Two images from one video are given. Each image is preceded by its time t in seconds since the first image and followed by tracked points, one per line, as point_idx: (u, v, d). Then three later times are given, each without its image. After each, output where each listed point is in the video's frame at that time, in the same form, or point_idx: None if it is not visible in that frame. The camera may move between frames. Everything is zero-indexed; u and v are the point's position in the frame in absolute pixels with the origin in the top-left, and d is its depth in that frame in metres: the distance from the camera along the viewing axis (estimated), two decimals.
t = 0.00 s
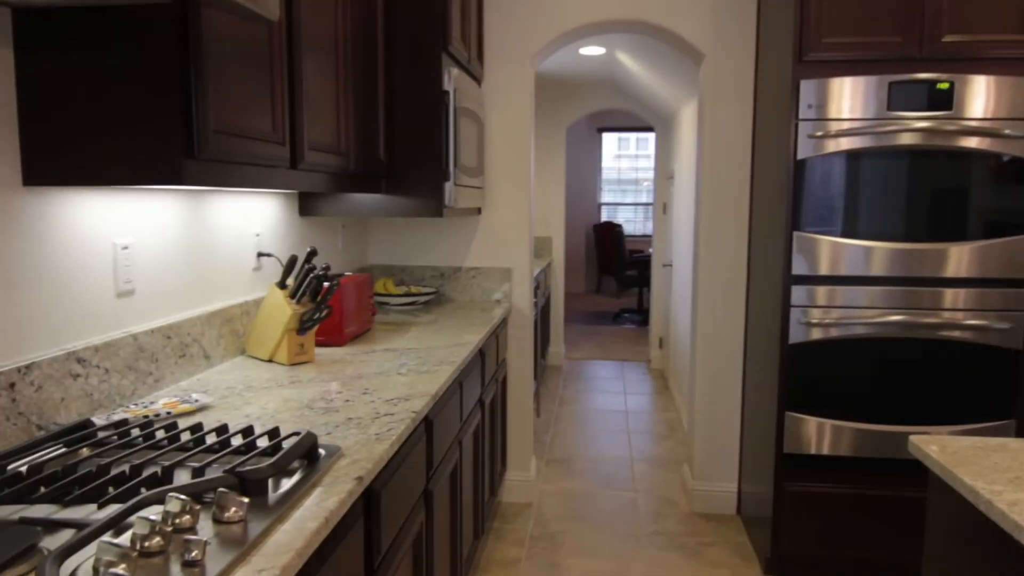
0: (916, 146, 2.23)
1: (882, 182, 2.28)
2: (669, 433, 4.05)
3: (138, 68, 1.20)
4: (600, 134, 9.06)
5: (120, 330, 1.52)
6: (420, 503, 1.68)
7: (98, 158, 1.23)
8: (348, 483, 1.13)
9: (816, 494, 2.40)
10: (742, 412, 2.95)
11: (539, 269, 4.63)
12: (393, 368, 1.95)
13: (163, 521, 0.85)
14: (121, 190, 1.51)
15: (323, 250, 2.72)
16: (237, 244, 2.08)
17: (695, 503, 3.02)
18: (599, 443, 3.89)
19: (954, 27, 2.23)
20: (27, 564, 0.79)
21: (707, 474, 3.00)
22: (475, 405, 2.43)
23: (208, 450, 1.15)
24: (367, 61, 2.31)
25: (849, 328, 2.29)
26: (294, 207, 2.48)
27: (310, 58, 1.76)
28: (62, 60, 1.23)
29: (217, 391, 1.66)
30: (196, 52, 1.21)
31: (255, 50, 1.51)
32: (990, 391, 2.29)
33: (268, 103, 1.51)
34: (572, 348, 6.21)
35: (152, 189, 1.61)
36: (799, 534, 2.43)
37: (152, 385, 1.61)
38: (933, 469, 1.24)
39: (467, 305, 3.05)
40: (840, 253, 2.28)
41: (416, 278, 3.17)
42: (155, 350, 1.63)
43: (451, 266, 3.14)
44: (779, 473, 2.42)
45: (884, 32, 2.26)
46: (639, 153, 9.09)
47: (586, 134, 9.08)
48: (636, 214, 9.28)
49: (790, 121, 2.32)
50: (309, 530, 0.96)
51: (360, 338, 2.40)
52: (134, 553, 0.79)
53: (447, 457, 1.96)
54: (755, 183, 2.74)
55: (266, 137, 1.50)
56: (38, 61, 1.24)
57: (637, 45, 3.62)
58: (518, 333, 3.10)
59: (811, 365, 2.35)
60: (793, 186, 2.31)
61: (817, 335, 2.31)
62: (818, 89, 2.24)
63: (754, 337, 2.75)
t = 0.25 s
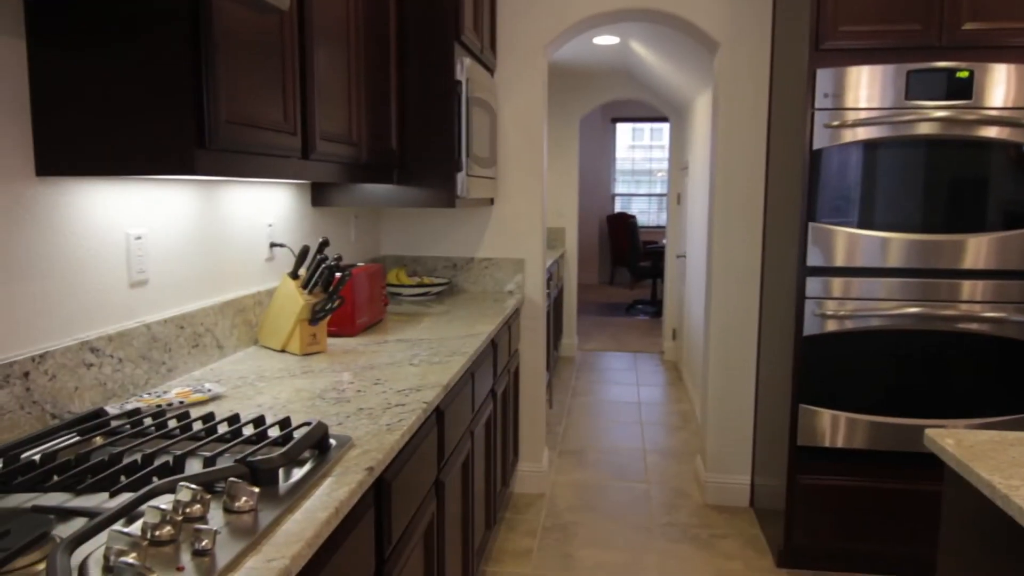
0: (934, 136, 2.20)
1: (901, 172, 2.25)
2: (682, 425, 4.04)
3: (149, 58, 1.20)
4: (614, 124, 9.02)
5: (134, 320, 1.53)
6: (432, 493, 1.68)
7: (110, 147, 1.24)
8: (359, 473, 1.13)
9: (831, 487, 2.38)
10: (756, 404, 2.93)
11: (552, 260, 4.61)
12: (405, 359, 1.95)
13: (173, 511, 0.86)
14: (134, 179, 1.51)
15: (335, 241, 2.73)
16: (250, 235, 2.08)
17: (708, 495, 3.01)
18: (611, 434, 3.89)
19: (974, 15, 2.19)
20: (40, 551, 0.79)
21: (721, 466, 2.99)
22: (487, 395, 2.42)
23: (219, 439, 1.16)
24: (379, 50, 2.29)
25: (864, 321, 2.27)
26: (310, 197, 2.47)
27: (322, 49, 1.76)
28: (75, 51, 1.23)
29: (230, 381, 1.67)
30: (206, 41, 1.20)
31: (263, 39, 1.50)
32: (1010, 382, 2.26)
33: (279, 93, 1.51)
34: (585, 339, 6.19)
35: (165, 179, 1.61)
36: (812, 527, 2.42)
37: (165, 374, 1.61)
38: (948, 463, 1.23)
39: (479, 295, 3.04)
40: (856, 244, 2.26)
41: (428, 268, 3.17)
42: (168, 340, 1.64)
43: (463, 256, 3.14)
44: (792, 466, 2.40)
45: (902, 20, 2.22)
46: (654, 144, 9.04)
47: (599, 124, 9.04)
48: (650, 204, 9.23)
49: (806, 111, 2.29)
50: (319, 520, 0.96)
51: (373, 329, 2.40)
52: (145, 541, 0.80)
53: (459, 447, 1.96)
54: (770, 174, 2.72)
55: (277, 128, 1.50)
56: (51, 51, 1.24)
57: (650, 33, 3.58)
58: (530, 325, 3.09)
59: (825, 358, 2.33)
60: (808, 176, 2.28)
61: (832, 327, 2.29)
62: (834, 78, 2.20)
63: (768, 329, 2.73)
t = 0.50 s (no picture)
0: (953, 125, 2.16)
1: (918, 161, 2.22)
2: (695, 417, 4.02)
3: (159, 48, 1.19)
4: (628, 114, 8.97)
5: (147, 309, 1.54)
6: (443, 483, 1.68)
7: (122, 137, 1.24)
8: (370, 463, 1.13)
9: (845, 480, 2.37)
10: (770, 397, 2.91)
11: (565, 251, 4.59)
12: (417, 349, 1.95)
13: (184, 500, 0.86)
14: (147, 169, 1.52)
15: (347, 231, 2.73)
16: (263, 225, 2.09)
17: (721, 487, 3.00)
18: (624, 426, 3.88)
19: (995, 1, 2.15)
20: (51, 540, 0.80)
21: (733, 458, 2.98)
22: (499, 386, 2.42)
23: (231, 429, 1.16)
24: (393, 41, 2.28)
25: (880, 313, 2.24)
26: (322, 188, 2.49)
27: (333, 39, 1.75)
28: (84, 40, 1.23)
29: (242, 371, 1.67)
30: (216, 31, 1.20)
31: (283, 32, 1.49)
32: None
33: (290, 83, 1.50)
34: (598, 330, 6.18)
35: (177, 169, 1.61)
36: (826, 520, 2.40)
37: (178, 364, 1.62)
38: (964, 456, 1.21)
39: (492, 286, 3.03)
40: (872, 236, 2.23)
41: (441, 259, 3.16)
42: (181, 330, 1.64)
43: (476, 247, 3.13)
44: (806, 458, 2.38)
45: (922, 6, 2.19)
46: (668, 134, 8.98)
47: (613, 114, 8.99)
48: (664, 195, 9.18)
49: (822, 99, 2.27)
50: (329, 509, 0.96)
51: (385, 319, 2.40)
52: (155, 531, 0.80)
53: (470, 437, 1.97)
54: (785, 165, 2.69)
55: (288, 117, 1.49)
56: (65, 41, 1.24)
57: (665, 22, 3.54)
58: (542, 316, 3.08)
59: (839, 350, 2.30)
60: (824, 166, 2.25)
61: (847, 320, 2.26)
62: (851, 67, 2.17)
63: (782, 321, 2.70)
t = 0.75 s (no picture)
0: (973, 114, 2.13)
1: (937, 151, 2.19)
2: (709, 408, 4.00)
3: (170, 37, 1.19)
4: (643, 104, 8.91)
5: (160, 299, 1.55)
6: (454, 474, 1.68)
7: (133, 126, 1.24)
8: (381, 453, 1.13)
9: (859, 473, 2.35)
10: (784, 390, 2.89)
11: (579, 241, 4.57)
12: (429, 339, 1.94)
13: (194, 490, 0.86)
14: (160, 158, 1.52)
15: (360, 221, 2.73)
16: (276, 215, 2.09)
17: (733, 479, 2.98)
18: (636, 417, 3.87)
19: None
20: (62, 529, 0.80)
21: (747, 450, 2.97)
22: (511, 377, 2.42)
23: (242, 419, 1.17)
24: (406, 30, 2.27)
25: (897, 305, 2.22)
26: (333, 177, 2.49)
27: (345, 28, 1.74)
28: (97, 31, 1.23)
29: (254, 360, 1.68)
30: (226, 20, 1.19)
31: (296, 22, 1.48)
32: None
33: (301, 73, 1.50)
34: (611, 321, 6.16)
35: (189, 159, 1.61)
36: (839, 513, 2.39)
37: (191, 353, 1.63)
38: (981, 451, 1.19)
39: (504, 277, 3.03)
40: (889, 227, 2.20)
41: (453, 249, 3.16)
42: (194, 320, 1.65)
43: (489, 237, 3.12)
44: (819, 451, 2.37)
45: None
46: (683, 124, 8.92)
47: (628, 104, 8.93)
48: (677, 184, 9.10)
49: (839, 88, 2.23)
50: (339, 499, 0.96)
51: (397, 310, 2.40)
52: (165, 519, 0.80)
53: (482, 428, 1.96)
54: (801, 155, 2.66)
55: (300, 107, 1.49)
56: (77, 31, 1.24)
57: (680, 10, 3.50)
58: (555, 307, 3.07)
59: (855, 342, 2.28)
60: (841, 156, 2.22)
61: (863, 312, 2.24)
62: (869, 55, 2.14)
63: (797, 313, 2.68)
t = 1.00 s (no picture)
0: (994, 103, 2.09)
1: (956, 141, 2.15)
2: (722, 400, 3.99)
3: (181, 26, 1.19)
4: (658, 94, 8.84)
5: (172, 289, 1.55)
6: (465, 464, 1.68)
7: (145, 115, 1.24)
8: (391, 443, 1.13)
9: (873, 467, 2.33)
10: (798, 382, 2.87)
11: (592, 232, 4.55)
12: (440, 330, 1.94)
13: (204, 479, 0.86)
14: (172, 148, 1.53)
15: (372, 212, 2.73)
16: (288, 206, 2.09)
17: (746, 472, 2.97)
18: (649, 408, 3.86)
19: None
20: (74, 518, 0.81)
21: (760, 442, 2.95)
22: (523, 368, 2.41)
23: (253, 408, 1.17)
24: (418, 19, 2.25)
25: (914, 296, 2.19)
26: (345, 167, 2.49)
27: (357, 18, 1.73)
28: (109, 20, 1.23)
29: (267, 350, 1.68)
30: (237, 9, 1.19)
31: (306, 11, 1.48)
32: None
33: (312, 62, 1.49)
34: (624, 312, 6.15)
35: (201, 149, 1.61)
36: (853, 506, 2.37)
37: (203, 342, 1.64)
38: (998, 445, 1.17)
39: (517, 267, 3.02)
40: (907, 217, 2.17)
41: (466, 240, 3.16)
42: (207, 309, 1.66)
43: (501, 228, 3.12)
44: (834, 444, 2.35)
45: None
46: (698, 114, 8.85)
47: (643, 94, 8.87)
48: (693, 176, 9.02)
49: (856, 77, 2.20)
50: (348, 489, 0.96)
51: (409, 300, 2.40)
52: (174, 508, 0.80)
53: (493, 419, 1.96)
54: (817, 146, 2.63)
55: (310, 97, 1.48)
56: (89, 20, 1.24)
57: None
58: (567, 298, 3.06)
59: (870, 335, 2.26)
60: (858, 146, 2.19)
61: (879, 304, 2.21)
62: (888, 43, 2.10)
63: (812, 304, 2.66)
